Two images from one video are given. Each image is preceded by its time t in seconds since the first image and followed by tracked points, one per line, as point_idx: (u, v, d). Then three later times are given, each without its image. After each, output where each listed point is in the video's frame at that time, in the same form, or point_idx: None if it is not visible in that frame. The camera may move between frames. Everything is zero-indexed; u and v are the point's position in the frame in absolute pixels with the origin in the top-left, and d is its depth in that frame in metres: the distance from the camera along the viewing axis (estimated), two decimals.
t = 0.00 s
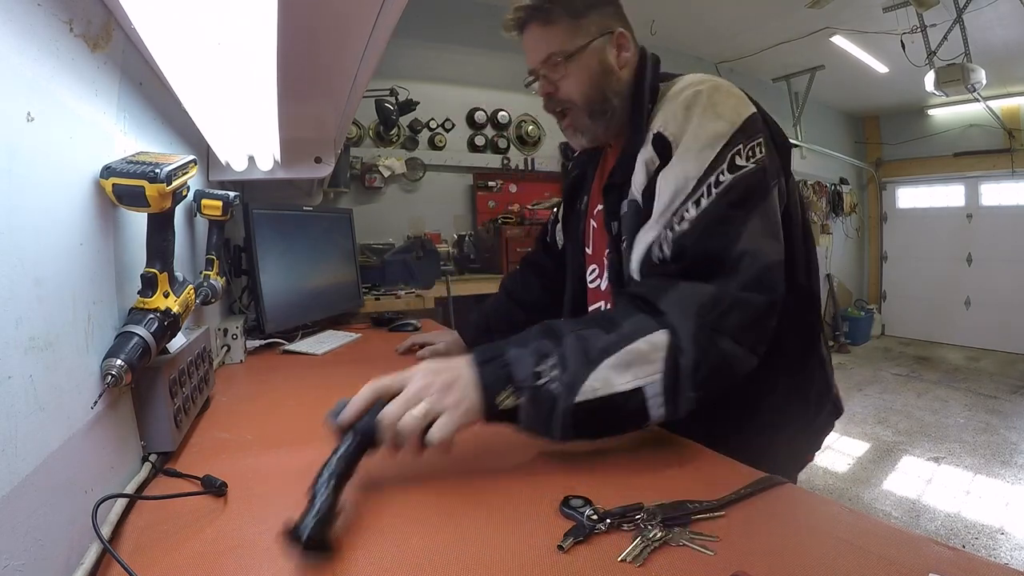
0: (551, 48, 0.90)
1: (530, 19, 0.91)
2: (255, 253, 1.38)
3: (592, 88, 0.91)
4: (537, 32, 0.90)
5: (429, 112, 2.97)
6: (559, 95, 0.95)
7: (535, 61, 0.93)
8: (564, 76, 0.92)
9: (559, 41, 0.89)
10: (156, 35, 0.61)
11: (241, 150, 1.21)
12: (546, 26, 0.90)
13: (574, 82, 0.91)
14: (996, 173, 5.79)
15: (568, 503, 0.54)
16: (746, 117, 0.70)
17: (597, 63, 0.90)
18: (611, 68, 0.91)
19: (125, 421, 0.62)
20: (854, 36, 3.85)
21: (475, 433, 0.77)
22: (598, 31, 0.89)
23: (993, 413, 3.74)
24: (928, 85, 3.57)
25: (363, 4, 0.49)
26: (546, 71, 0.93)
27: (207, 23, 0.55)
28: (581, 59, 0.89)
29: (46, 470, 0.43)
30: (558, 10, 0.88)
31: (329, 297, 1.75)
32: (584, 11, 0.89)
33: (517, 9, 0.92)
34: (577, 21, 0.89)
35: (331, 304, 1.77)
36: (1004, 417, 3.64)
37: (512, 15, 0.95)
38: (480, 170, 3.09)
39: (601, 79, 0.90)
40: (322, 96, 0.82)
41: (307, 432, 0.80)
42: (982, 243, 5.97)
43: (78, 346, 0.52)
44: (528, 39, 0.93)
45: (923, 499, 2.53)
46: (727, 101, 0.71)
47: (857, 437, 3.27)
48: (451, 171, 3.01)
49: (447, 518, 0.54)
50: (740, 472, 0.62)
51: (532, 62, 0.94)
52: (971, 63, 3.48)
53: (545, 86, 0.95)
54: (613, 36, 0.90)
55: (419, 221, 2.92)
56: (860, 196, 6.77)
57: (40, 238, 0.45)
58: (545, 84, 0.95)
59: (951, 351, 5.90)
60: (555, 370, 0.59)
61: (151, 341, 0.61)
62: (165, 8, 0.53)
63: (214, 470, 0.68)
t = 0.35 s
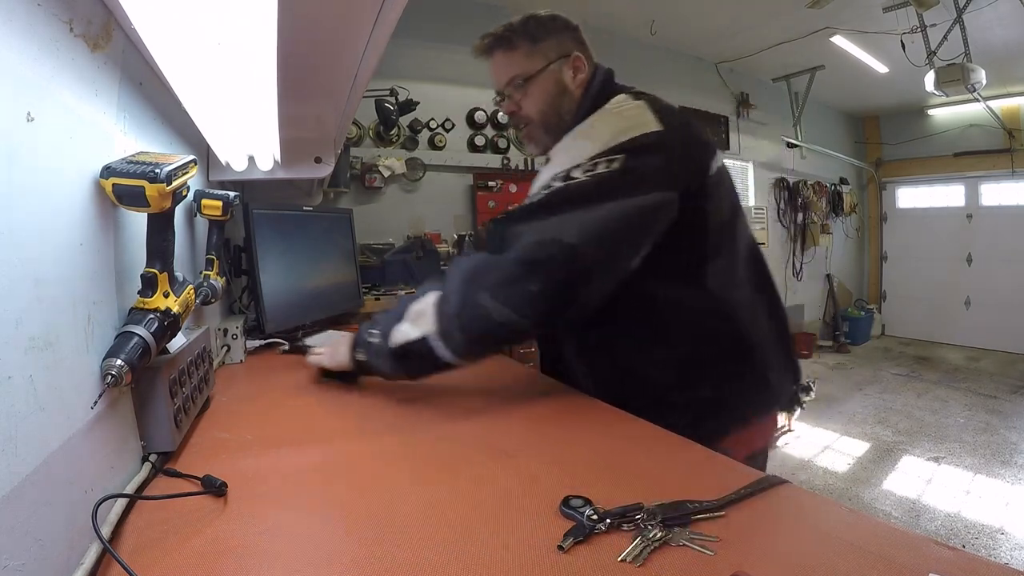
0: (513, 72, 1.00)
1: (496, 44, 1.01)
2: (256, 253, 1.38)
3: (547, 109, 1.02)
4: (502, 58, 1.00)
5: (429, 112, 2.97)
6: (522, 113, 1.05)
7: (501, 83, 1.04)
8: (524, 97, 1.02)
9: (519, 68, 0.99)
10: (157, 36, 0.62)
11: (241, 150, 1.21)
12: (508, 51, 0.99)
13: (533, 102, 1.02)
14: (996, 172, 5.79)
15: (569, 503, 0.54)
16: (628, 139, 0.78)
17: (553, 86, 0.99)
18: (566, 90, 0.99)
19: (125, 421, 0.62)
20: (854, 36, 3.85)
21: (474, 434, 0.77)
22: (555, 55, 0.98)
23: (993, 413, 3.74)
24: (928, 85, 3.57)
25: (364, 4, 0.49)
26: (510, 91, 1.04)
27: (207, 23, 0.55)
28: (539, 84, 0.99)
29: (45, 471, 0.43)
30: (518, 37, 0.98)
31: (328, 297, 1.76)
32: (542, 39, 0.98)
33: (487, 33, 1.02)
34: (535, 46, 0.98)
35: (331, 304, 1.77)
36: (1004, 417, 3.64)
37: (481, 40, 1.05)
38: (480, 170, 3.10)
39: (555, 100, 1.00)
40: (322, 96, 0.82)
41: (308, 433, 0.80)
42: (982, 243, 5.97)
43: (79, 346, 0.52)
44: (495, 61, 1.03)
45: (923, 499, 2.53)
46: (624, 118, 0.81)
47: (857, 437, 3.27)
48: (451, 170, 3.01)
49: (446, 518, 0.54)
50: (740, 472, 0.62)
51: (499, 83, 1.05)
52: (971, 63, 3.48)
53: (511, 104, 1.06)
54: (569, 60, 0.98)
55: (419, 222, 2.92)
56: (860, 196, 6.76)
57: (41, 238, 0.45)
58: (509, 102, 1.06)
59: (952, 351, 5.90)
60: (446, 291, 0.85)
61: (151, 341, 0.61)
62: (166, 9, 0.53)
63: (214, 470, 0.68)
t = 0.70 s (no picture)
0: (514, 68, 1.06)
1: (490, 44, 1.07)
2: (255, 253, 1.38)
3: (549, 102, 1.09)
4: (501, 56, 1.06)
5: (429, 112, 2.97)
6: (522, 107, 1.09)
7: (498, 80, 1.08)
8: (525, 91, 1.08)
9: (520, 64, 1.06)
10: (157, 35, 0.62)
11: (241, 150, 1.21)
12: (506, 49, 1.06)
13: (536, 96, 1.08)
14: (996, 172, 5.79)
15: (568, 503, 0.54)
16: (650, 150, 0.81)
17: (550, 82, 1.09)
18: (559, 88, 1.10)
19: (125, 421, 0.62)
20: (854, 36, 3.85)
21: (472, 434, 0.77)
22: (548, 58, 1.10)
23: (993, 413, 3.74)
24: (928, 85, 3.57)
25: (364, 3, 0.49)
26: (508, 88, 1.08)
27: (207, 24, 0.55)
28: (539, 79, 1.07)
29: (45, 469, 0.43)
30: (517, 36, 1.06)
31: (329, 297, 1.76)
32: (534, 42, 1.09)
33: (477, 34, 1.08)
34: (532, 48, 1.07)
35: (331, 304, 1.77)
36: (1005, 417, 3.64)
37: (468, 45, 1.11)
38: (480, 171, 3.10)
39: (553, 96, 1.09)
40: (322, 96, 0.82)
41: (308, 433, 0.80)
42: (983, 243, 5.97)
43: (78, 346, 0.52)
44: (489, 59, 1.08)
45: (924, 499, 2.53)
46: (633, 138, 0.83)
47: (858, 437, 3.26)
48: (451, 171, 3.01)
49: (446, 518, 0.54)
50: (740, 472, 0.62)
51: (495, 81, 1.09)
52: (971, 63, 3.48)
53: (508, 101, 1.09)
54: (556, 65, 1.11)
55: (419, 222, 2.92)
56: (860, 196, 6.77)
57: (41, 238, 0.45)
58: (507, 98, 1.09)
59: (952, 351, 5.90)
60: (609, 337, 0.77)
61: (151, 341, 0.61)
62: (167, 9, 0.53)
63: (214, 470, 0.68)
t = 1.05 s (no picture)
0: (568, 41, 0.89)
1: (534, 13, 0.89)
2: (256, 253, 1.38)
3: (605, 83, 0.94)
4: (551, 25, 0.88)
5: (429, 112, 2.97)
6: (573, 87, 0.92)
7: (545, 55, 0.90)
8: (581, 69, 0.91)
9: (575, 37, 0.90)
10: (157, 35, 0.61)
11: (241, 150, 1.21)
12: (554, 19, 0.88)
13: (590, 74, 0.92)
14: (996, 172, 5.79)
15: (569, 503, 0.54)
16: (728, 131, 0.64)
17: (604, 60, 0.95)
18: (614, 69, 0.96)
19: (125, 422, 0.62)
20: (854, 36, 3.85)
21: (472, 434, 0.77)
22: (600, 31, 0.94)
23: (993, 413, 3.74)
24: (928, 85, 3.57)
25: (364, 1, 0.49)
26: (556, 65, 0.91)
27: (207, 23, 0.55)
28: (594, 56, 0.92)
29: (46, 468, 0.43)
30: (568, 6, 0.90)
31: (328, 297, 1.75)
32: (585, 15, 0.93)
33: None
34: (583, 19, 0.91)
35: (331, 304, 1.76)
36: (1005, 417, 3.64)
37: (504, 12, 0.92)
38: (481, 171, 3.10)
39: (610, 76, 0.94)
40: (322, 96, 0.82)
41: (308, 433, 0.80)
42: (983, 243, 5.97)
43: (80, 346, 0.52)
44: (533, 28, 0.89)
45: (924, 499, 2.53)
46: (710, 115, 0.65)
47: (858, 437, 3.26)
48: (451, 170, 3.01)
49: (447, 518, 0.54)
50: (740, 471, 0.62)
51: (540, 56, 0.91)
52: (971, 63, 3.48)
53: (555, 79, 0.91)
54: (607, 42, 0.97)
55: (419, 222, 2.92)
56: (860, 196, 6.77)
57: (41, 238, 0.45)
58: (556, 75, 0.91)
59: (952, 351, 5.90)
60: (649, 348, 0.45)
61: (151, 341, 0.61)
62: (165, 8, 0.53)
63: (214, 470, 0.68)
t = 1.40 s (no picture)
0: (590, 24, 0.81)
1: None
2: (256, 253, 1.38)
3: (625, 72, 0.89)
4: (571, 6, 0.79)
5: (429, 112, 2.97)
6: (590, 75, 0.87)
7: (558, 41, 0.82)
8: (599, 57, 0.85)
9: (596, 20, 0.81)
10: (156, 35, 0.61)
11: (241, 150, 1.21)
12: (570, 3, 0.79)
13: (609, 62, 0.86)
14: (996, 173, 5.80)
15: (568, 503, 0.54)
16: (755, 119, 0.57)
17: (624, 45, 0.88)
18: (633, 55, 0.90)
19: (125, 422, 0.62)
20: (854, 36, 3.85)
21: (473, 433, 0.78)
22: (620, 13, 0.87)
23: (993, 413, 3.74)
24: (928, 85, 3.57)
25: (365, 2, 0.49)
26: (572, 51, 0.83)
27: (206, 23, 0.55)
28: (614, 43, 0.85)
29: (46, 468, 0.43)
30: None
31: (328, 297, 1.75)
32: None
33: None
34: (603, 3, 0.82)
35: (331, 305, 1.76)
36: (1005, 417, 3.64)
37: None
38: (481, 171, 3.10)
39: (630, 64, 0.89)
40: (323, 96, 0.82)
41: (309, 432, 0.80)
42: (983, 243, 5.97)
43: (80, 347, 0.52)
44: (549, 9, 0.80)
45: (923, 499, 2.53)
46: (731, 99, 0.58)
47: (858, 437, 3.26)
48: (451, 171, 3.01)
49: (446, 518, 0.54)
50: (744, 472, 0.62)
51: (553, 41, 0.82)
52: (971, 63, 3.48)
53: (570, 69, 0.85)
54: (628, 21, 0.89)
55: (419, 222, 2.92)
56: (861, 196, 6.77)
57: (42, 239, 0.45)
58: (575, 63, 0.84)
59: (952, 351, 5.90)
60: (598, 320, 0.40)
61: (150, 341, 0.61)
62: (166, 9, 0.53)
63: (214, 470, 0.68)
